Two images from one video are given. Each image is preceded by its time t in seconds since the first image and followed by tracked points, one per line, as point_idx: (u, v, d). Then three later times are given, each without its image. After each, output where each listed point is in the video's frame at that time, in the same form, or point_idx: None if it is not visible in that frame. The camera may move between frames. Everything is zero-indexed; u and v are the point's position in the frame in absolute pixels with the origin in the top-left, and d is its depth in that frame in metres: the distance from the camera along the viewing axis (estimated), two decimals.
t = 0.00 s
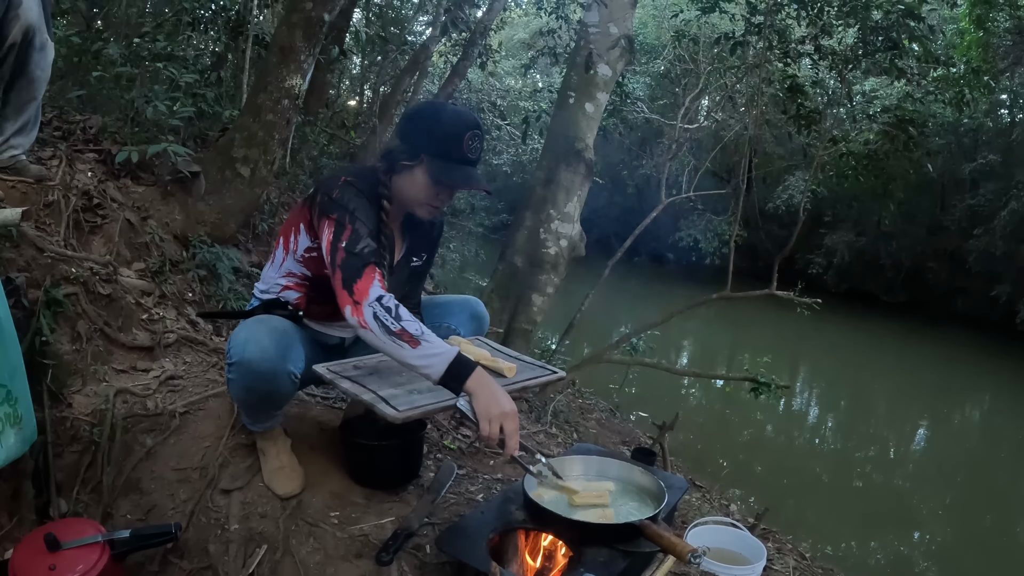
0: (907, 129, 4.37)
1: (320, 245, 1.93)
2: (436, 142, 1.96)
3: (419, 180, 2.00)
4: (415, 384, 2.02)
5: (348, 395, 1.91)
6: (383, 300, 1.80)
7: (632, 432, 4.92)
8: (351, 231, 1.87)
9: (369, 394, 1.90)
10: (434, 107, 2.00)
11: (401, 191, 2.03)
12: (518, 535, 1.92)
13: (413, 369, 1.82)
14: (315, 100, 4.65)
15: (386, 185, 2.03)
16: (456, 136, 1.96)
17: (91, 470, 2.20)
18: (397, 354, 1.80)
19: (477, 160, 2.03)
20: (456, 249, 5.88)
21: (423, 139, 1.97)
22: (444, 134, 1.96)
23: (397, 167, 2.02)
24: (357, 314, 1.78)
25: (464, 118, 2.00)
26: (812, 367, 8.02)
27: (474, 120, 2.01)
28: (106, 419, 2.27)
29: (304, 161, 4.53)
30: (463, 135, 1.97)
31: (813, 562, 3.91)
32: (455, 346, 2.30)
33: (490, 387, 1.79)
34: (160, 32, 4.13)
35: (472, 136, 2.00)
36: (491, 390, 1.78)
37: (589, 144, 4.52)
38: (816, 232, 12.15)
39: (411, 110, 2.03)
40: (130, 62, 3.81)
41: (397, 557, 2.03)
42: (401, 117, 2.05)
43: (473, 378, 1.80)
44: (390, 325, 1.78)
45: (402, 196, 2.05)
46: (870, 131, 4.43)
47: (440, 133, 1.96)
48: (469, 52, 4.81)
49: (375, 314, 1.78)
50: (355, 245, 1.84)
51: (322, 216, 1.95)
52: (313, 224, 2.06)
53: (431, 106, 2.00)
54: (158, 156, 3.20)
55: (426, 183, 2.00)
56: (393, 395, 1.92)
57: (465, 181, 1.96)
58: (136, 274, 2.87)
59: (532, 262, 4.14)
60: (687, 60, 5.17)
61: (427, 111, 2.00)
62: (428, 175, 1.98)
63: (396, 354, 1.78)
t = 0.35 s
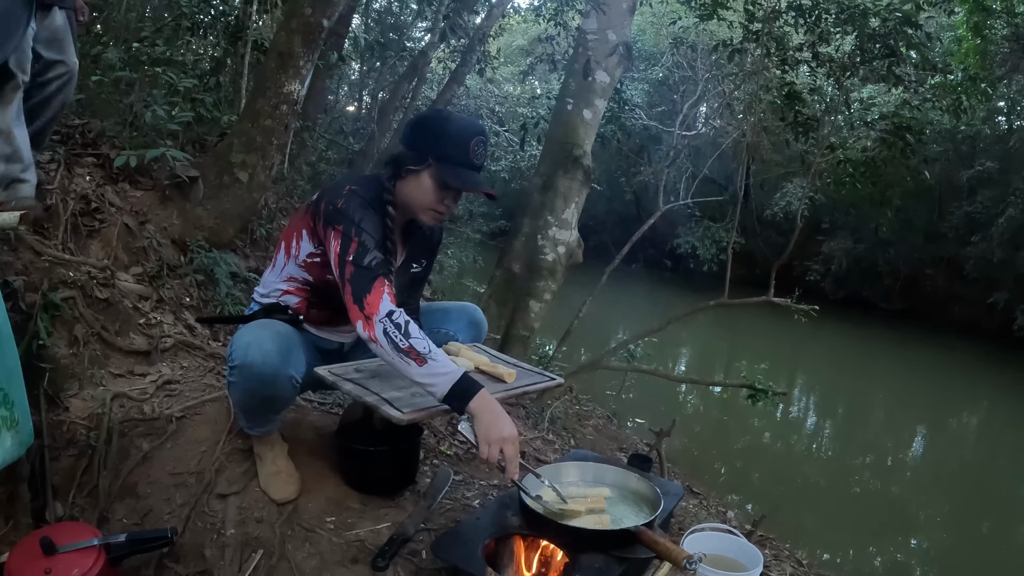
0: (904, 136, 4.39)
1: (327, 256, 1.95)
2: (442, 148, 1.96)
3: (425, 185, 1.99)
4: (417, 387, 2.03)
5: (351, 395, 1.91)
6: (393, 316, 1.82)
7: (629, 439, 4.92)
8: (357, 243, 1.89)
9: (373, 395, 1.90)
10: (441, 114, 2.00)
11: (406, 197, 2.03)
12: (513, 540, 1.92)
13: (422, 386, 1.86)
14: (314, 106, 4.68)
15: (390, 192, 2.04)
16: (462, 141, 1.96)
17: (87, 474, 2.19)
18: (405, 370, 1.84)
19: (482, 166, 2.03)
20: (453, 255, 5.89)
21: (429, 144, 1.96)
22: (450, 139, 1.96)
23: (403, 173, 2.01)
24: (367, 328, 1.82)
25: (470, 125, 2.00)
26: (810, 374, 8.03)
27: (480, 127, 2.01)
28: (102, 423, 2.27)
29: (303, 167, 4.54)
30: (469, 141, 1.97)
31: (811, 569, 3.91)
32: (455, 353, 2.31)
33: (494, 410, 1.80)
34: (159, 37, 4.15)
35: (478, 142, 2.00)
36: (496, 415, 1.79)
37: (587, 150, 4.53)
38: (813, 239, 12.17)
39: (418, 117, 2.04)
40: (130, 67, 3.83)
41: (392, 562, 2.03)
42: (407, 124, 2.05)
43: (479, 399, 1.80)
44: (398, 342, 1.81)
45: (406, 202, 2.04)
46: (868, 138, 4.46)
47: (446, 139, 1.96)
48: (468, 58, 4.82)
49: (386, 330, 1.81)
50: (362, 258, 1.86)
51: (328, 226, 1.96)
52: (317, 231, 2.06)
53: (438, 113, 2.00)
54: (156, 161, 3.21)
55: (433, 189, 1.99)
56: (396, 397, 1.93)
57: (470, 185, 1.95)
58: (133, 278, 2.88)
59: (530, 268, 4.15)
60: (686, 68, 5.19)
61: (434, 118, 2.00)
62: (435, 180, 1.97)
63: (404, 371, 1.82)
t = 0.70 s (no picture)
0: (902, 141, 4.38)
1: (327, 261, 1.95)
2: (444, 155, 1.96)
3: (427, 192, 2.00)
4: (418, 393, 2.03)
5: (354, 403, 1.92)
6: (394, 321, 1.83)
7: (627, 443, 4.93)
8: (357, 249, 1.89)
9: (375, 403, 1.91)
10: (443, 121, 2.01)
11: (406, 203, 2.04)
12: (511, 545, 1.93)
13: (424, 389, 1.86)
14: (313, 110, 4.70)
15: (391, 198, 2.05)
16: (464, 149, 1.97)
17: (86, 477, 2.20)
18: (407, 373, 1.85)
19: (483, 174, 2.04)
20: (452, 260, 5.90)
21: (432, 152, 1.97)
22: (452, 146, 1.96)
23: (404, 179, 2.02)
24: (369, 334, 1.82)
25: (472, 133, 2.00)
26: (808, 379, 8.03)
27: (482, 134, 2.02)
28: (101, 426, 2.27)
29: (302, 171, 4.55)
30: (471, 148, 1.97)
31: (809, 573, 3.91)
32: (454, 358, 2.31)
33: (499, 406, 1.82)
34: (159, 41, 4.17)
35: (479, 150, 2.00)
36: (504, 410, 1.80)
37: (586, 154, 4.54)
38: (811, 244, 12.19)
39: (420, 124, 2.04)
40: (130, 70, 3.85)
41: (390, 566, 2.04)
42: (409, 131, 2.05)
43: (484, 398, 1.82)
44: (401, 347, 1.82)
45: (407, 208, 2.05)
46: (866, 143, 4.47)
47: (449, 146, 1.96)
48: (468, 62, 4.82)
49: (388, 335, 1.82)
50: (363, 263, 1.87)
51: (329, 232, 1.97)
52: (317, 237, 2.06)
53: (440, 120, 2.01)
54: (155, 164, 3.22)
55: (434, 195, 1.99)
56: (398, 403, 1.93)
57: (471, 192, 1.95)
58: (132, 282, 2.89)
59: (528, 273, 4.16)
60: (685, 72, 5.21)
61: (436, 125, 2.01)
62: (437, 186, 1.97)
63: (407, 374, 1.83)
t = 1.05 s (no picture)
0: (899, 144, 4.39)
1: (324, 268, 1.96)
2: (440, 159, 1.97)
3: (423, 197, 2.00)
4: (411, 397, 2.03)
5: (345, 406, 1.91)
6: (393, 328, 1.84)
7: (625, 446, 4.94)
8: (353, 255, 1.90)
9: (364, 406, 1.90)
10: (441, 124, 2.01)
11: (403, 207, 2.04)
12: (507, 547, 1.93)
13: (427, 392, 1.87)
14: (311, 112, 4.71)
15: (387, 202, 2.06)
16: (460, 154, 1.98)
17: (82, 480, 2.20)
18: (409, 378, 1.86)
19: (479, 179, 2.05)
20: (449, 263, 5.91)
21: (428, 156, 1.97)
22: (448, 151, 1.97)
23: (401, 183, 2.02)
24: (369, 341, 1.83)
25: (468, 137, 2.01)
26: (806, 381, 8.04)
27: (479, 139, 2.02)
28: (97, 429, 2.27)
29: (299, 174, 4.56)
30: (467, 153, 1.98)
31: None
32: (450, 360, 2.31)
33: (504, 402, 1.82)
34: (156, 45, 4.17)
35: (475, 155, 2.01)
36: (506, 405, 1.81)
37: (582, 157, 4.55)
38: (809, 247, 12.21)
39: (417, 128, 2.04)
40: (127, 73, 3.86)
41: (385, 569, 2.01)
42: (406, 135, 2.06)
43: (486, 396, 1.83)
44: (402, 353, 1.83)
45: (403, 212, 2.06)
46: (863, 146, 4.49)
47: (445, 150, 1.97)
48: (465, 66, 4.82)
49: (387, 342, 1.83)
50: (359, 270, 1.88)
51: (325, 238, 1.97)
52: (314, 241, 2.07)
53: (437, 124, 2.01)
54: (152, 168, 3.22)
55: (430, 200, 2.00)
56: (388, 408, 1.93)
57: (467, 197, 1.95)
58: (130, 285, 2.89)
59: (525, 276, 4.17)
60: (682, 76, 5.22)
61: (433, 129, 2.01)
62: (433, 191, 1.98)
63: (408, 379, 1.83)
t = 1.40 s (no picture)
0: (898, 146, 4.39)
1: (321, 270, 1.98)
2: (441, 163, 1.97)
3: (422, 200, 2.01)
4: (409, 404, 2.04)
5: (345, 415, 1.92)
6: (383, 331, 1.85)
7: (624, 448, 4.94)
8: (347, 256, 1.91)
9: (364, 415, 1.91)
10: (441, 128, 2.02)
11: (401, 210, 2.04)
12: (505, 548, 1.94)
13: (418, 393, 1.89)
14: (310, 115, 4.71)
15: (385, 205, 2.06)
16: (460, 158, 1.99)
17: (82, 481, 2.21)
18: (400, 380, 1.86)
19: (478, 182, 2.05)
20: (449, 265, 5.91)
21: (427, 160, 1.98)
22: (449, 155, 1.98)
23: (399, 186, 2.02)
24: (359, 345, 1.84)
25: (468, 142, 2.02)
26: (805, 384, 8.04)
27: (478, 144, 2.04)
28: (97, 431, 2.28)
29: (298, 176, 4.56)
30: (467, 158, 1.99)
31: None
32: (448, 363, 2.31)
33: (496, 401, 1.84)
34: (156, 47, 4.18)
35: (474, 159, 2.03)
36: (498, 405, 1.83)
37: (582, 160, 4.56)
38: (808, 249, 12.22)
39: (416, 131, 2.05)
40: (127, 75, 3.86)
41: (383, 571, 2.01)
42: (404, 138, 2.05)
43: (478, 395, 1.84)
44: (391, 355, 1.84)
45: (401, 215, 2.06)
46: (861, 148, 4.50)
47: (446, 154, 1.98)
48: (464, 68, 4.82)
49: (378, 345, 1.84)
50: (351, 272, 1.88)
51: (323, 240, 1.99)
52: (313, 243, 2.07)
53: (437, 127, 2.02)
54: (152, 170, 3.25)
55: (429, 204, 2.00)
56: (387, 415, 1.94)
57: (467, 201, 1.96)
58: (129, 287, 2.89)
59: (524, 279, 4.17)
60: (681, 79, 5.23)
61: (433, 133, 2.02)
62: (432, 195, 1.98)
63: (399, 380, 1.84)
